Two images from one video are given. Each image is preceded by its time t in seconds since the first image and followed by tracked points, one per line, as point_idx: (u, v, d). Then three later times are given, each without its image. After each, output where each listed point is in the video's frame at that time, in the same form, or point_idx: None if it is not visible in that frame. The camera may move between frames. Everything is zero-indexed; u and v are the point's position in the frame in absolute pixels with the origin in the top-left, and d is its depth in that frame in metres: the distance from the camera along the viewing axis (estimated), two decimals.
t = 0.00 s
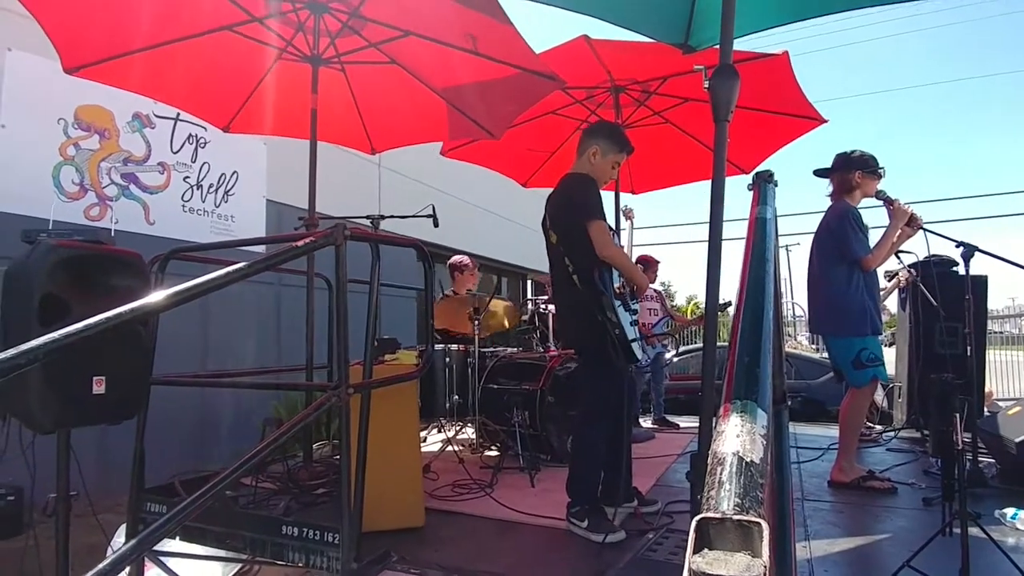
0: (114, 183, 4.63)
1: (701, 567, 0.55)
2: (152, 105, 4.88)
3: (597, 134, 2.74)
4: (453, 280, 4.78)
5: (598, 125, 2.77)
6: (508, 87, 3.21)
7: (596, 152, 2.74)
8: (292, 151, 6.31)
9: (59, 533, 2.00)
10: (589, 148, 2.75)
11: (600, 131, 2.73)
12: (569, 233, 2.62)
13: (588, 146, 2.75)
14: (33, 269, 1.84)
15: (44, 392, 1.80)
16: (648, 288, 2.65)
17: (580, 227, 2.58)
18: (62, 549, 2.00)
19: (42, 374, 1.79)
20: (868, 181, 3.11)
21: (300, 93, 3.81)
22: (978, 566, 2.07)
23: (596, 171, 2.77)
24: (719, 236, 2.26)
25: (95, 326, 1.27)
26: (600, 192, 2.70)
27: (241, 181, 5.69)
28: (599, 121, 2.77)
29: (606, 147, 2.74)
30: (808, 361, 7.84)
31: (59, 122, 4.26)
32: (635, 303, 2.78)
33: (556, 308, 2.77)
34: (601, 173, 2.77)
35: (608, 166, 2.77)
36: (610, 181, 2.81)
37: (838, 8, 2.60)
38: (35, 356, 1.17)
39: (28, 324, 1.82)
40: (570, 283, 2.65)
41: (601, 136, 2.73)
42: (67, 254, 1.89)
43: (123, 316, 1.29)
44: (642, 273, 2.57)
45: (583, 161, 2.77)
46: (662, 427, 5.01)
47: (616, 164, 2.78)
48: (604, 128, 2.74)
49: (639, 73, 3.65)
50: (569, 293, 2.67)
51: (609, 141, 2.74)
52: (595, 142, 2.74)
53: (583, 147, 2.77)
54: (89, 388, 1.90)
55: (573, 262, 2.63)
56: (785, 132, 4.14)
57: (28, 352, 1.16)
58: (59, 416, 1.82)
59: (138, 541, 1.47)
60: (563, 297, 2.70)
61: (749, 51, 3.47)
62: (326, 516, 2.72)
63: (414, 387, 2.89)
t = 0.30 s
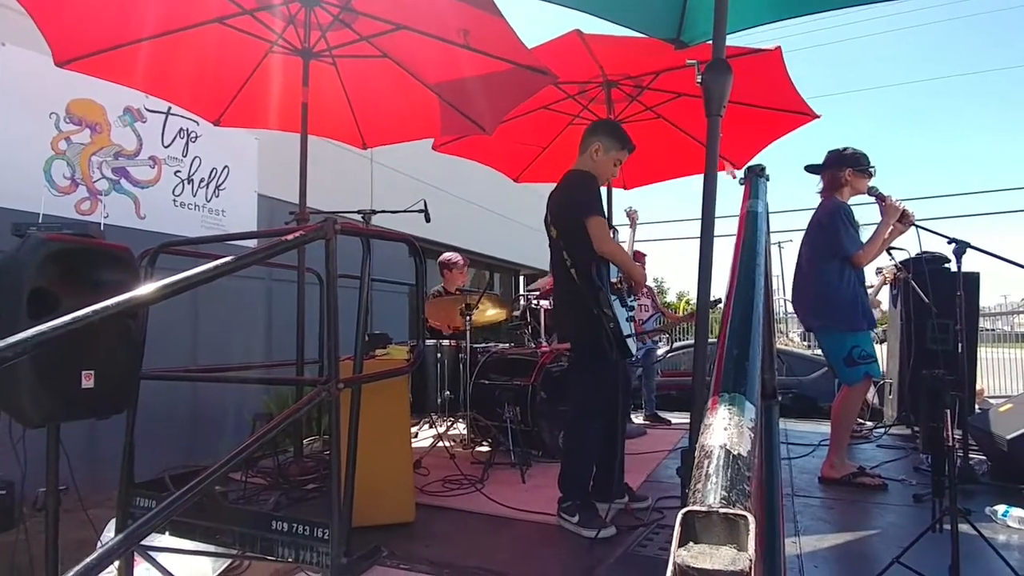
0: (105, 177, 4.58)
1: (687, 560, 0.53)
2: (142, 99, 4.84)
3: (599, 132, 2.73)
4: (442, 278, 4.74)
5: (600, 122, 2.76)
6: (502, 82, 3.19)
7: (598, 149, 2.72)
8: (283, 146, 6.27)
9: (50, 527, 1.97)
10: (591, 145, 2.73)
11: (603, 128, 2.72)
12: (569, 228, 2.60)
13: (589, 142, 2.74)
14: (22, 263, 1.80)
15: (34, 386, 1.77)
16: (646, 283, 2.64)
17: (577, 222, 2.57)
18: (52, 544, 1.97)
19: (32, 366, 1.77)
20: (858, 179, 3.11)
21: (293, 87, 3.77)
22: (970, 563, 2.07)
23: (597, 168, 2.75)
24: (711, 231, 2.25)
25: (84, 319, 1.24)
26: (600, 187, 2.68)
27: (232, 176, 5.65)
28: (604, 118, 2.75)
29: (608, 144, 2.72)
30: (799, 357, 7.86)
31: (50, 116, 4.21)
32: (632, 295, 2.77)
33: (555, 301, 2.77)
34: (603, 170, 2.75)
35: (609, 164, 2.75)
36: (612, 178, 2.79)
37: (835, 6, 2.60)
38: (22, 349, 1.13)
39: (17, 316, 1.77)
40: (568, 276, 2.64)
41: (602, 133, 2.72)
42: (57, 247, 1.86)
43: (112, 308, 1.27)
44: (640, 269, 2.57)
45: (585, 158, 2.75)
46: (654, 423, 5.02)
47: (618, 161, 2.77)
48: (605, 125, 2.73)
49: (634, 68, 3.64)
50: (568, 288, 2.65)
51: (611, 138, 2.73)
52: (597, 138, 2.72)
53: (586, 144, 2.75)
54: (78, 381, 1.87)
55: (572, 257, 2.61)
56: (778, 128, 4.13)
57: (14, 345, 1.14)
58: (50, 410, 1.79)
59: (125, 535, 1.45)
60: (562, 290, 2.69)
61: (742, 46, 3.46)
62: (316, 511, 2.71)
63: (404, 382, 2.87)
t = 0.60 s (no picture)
0: (97, 172, 4.56)
1: (686, 555, 0.54)
2: (135, 94, 4.81)
3: (607, 132, 2.73)
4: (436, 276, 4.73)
5: (607, 122, 2.76)
6: (499, 78, 3.19)
7: (606, 148, 2.73)
8: (278, 140, 6.24)
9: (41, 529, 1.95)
10: (599, 144, 2.74)
11: (611, 127, 2.72)
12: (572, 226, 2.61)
13: (598, 141, 2.74)
14: (14, 258, 1.80)
15: (25, 383, 1.77)
16: (647, 280, 2.64)
17: (582, 220, 2.58)
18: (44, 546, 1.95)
19: (24, 363, 1.77)
20: (853, 176, 3.12)
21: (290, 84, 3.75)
22: (960, 557, 2.09)
23: (605, 168, 2.76)
24: (707, 229, 2.26)
25: (77, 315, 1.23)
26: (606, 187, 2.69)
27: (226, 171, 5.62)
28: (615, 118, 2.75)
29: (616, 144, 2.73)
30: (793, 354, 7.91)
31: (42, 110, 4.17)
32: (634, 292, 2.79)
33: (557, 297, 2.76)
34: (610, 169, 2.75)
35: (617, 163, 2.76)
36: (619, 178, 2.79)
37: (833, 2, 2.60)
38: (13, 345, 1.12)
39: (6, 310, 1.78)
40: (568, 272, 2.64)
41: (612, 133, 2.72)
42: (47, 243, 1.85)
43: (106, 304, 1.26)
44: (641, 269, 2.58)
45: (592, 157, 2.76)
46: (649, 419, 5.04)
47: (625, 161, 2.77)
48: (613, 125, 2.73)
49: (630, 64, 3.65)
50: (568, 284, 2.65)
51: (620, 139, 2.73)
52: (606, 137, 2.73)
53: (594, 143, 2.76)
54: (69, 378, 1.86)
55: (573, 254, 2.62)
56: (774, 125, 4.14)
57: (7, 341, 1.12)
58: (42, 408, 1.79)
59: (119, 533, 1.45)
60: (563, 286, 2.69)
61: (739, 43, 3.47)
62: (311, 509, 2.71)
63: (400, 378, 2.87)
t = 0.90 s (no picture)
0: (93, 166, 4.55)
1: (675, 543, 0.54)
2: (131, 88, 4.80)
3: (606, 125, 2.73)
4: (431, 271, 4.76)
5: (606, 115, 2.76)
6: (496, 71, 3.18)
7: (603, 142, 2.72)
8: (275, 135, 6.23)
9: (35, 522, 1.95)
10: (596, 138, 2.73)
11: (610, 122, 2.72)
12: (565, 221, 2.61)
13: (595, 135, 2.73)
14: (9, 252, 1.80)
15: (19, 377, 1.78)
16: (641, 274, 2.65)
17: (576, 214, 2.57)
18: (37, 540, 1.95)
19: (18, 356, 1.78)
20: (850, 170, 3.12)
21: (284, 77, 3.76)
22: (953, 551, 2.10)
23: (600, 161, 2.76)
24: (704, 223, 2.27)
25: (70, 307, 1.24)
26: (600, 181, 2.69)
27: (223, 165, 5.60)
28: (614, 112, 2.74)
29: (613, 139, 2.72)
30: (790, 349, 7.93)
31: (36, 104, 4.16)
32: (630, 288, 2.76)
33: (552, 295, 2.77)
34: (606, 164, 2.76)
35: (613, 159, 2.76)
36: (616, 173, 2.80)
37: None
38: (7, 337, 1.12)
39: (2, 305, 1.77)
40: (563, 269, 2.65)
41: (610, 128, 2.71)
42: (42, 237, 1.85)
43: (99, 297, 1.26)
44: (633, 262, 2.59)
45: (588, 150, 2.75)
46: (644, 414, 5.05)
47: (622, 157, 2.78)
48: (612, 118, 2.73)
49: (628, 59, 3.64)
50: (562, 281, 2.66)
51: (617, 133, 2.73)
52: (603, 132, 2.72)
53: (591, 136, 2.75)
54: (64, 372, 1.86)
55: (566, 250, 2.62)
56: (771, 121, 4.14)
57: None
58: (36, 402, 1.79)
59: (113, 527, 1.45)
60: (557, 284, 2.70)
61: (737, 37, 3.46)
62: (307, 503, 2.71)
63: (396, 373, 2.87)
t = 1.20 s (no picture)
0: (93, 164, 4.55)
1: (687, 542, 0.54)
2: (131, 84, 4.80)
3: (593, 115, 2.72)
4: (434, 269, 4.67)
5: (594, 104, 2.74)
6: (497, 67, 3.17)
7: (592, 133, 2.72)
8: (276, 133, 6.22)
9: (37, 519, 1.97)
10: (585, 129, 2.73)
11: (599, 112, 2.71)
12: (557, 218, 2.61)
13: (584, 126, 2.73)
14: (9, 252, 1.80)
15: (19, 374, 1.78)
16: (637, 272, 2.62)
17: (567, 210, 2.57)
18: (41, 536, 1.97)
19: (19, 355, 1.78)
20: (853, 166, 3.12)
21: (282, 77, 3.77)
22: (959, 545, 2.10)
23: (590, 152, 2.75)
24: (707, 219, 2.26)
25: (71, 306, 1.23)
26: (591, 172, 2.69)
27: (224, 164, 5.59)
28: (602, 102, 2.73)
29: (603, 128, 2.72)
30: (793, 345, 7.93)
31: (36, 100, 4.16)
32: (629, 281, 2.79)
33: (547, 293, 2.77)
34: (596, 154, 2.75)
35: (603, 148, 2.75)
36: (606, 162, 2.79)
37: None
38: (7, 337, 1.12)
39: (3, 304, 1.77)
40: (557, 266, 2.65)
41: (600, 118, 2.71)
42: (40, 235, 1.85)
43: (103, 295, 1.25)
44: (630, 261, 2.56)
45: (578, 141, 2.75)
46: (648, 410, 5.06)
47: (613, 145, 2.77)
48: (600, 108, 2.72)
49: (629, 55, 3.63)
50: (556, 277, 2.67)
51: (606, 122, 2.72)
52: (592, 122, 2.72)
53: (580, 127, 2.75)
54: (66, 370, 1.87)
55: (559, 246, 2.62)
56: (773, 116, 4.13)
57: None
58: (37, 400, 1.79)
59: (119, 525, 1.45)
60: (552, 281, 2.70)
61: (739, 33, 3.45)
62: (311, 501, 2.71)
63: (399, 372, 2.87)
